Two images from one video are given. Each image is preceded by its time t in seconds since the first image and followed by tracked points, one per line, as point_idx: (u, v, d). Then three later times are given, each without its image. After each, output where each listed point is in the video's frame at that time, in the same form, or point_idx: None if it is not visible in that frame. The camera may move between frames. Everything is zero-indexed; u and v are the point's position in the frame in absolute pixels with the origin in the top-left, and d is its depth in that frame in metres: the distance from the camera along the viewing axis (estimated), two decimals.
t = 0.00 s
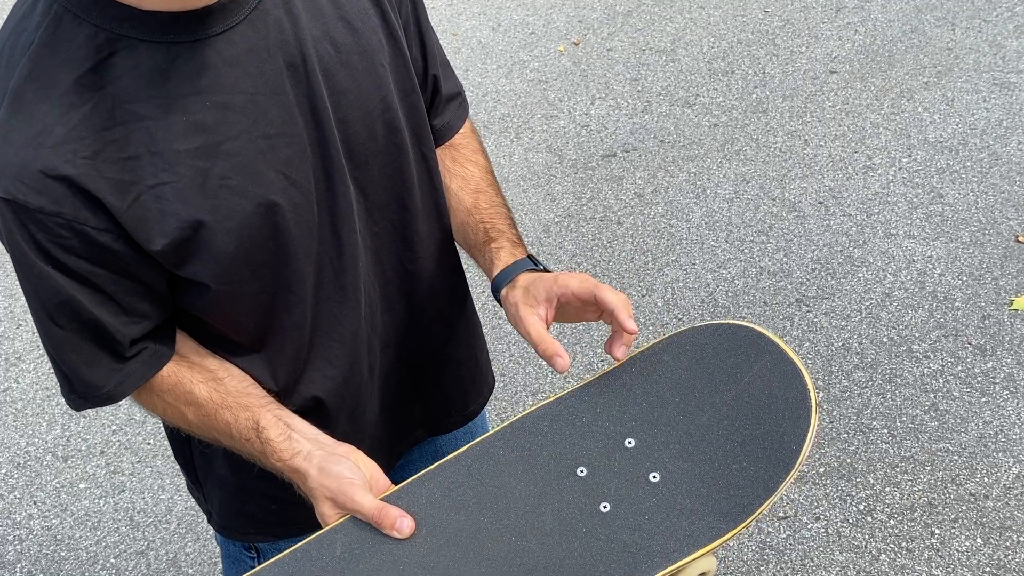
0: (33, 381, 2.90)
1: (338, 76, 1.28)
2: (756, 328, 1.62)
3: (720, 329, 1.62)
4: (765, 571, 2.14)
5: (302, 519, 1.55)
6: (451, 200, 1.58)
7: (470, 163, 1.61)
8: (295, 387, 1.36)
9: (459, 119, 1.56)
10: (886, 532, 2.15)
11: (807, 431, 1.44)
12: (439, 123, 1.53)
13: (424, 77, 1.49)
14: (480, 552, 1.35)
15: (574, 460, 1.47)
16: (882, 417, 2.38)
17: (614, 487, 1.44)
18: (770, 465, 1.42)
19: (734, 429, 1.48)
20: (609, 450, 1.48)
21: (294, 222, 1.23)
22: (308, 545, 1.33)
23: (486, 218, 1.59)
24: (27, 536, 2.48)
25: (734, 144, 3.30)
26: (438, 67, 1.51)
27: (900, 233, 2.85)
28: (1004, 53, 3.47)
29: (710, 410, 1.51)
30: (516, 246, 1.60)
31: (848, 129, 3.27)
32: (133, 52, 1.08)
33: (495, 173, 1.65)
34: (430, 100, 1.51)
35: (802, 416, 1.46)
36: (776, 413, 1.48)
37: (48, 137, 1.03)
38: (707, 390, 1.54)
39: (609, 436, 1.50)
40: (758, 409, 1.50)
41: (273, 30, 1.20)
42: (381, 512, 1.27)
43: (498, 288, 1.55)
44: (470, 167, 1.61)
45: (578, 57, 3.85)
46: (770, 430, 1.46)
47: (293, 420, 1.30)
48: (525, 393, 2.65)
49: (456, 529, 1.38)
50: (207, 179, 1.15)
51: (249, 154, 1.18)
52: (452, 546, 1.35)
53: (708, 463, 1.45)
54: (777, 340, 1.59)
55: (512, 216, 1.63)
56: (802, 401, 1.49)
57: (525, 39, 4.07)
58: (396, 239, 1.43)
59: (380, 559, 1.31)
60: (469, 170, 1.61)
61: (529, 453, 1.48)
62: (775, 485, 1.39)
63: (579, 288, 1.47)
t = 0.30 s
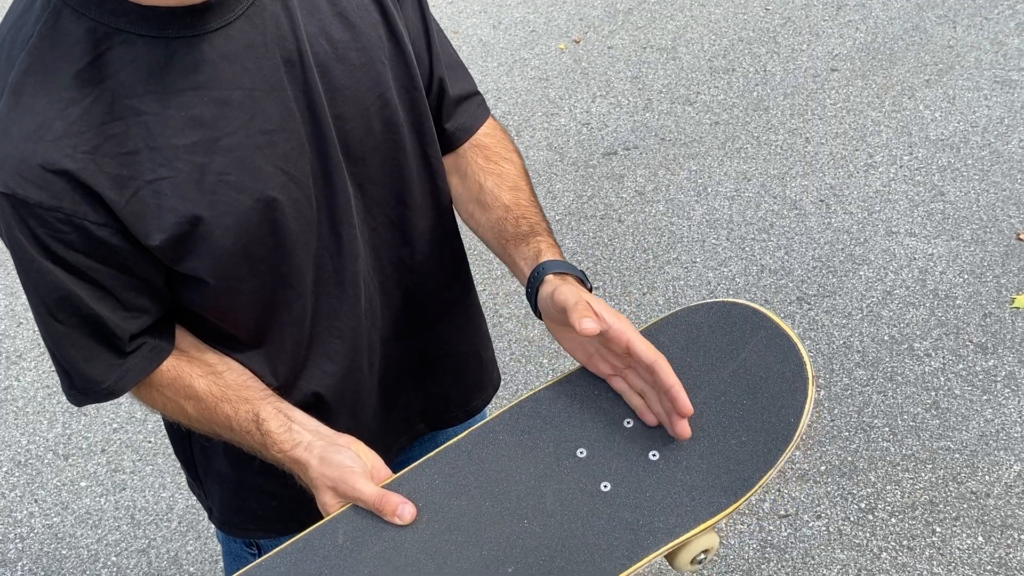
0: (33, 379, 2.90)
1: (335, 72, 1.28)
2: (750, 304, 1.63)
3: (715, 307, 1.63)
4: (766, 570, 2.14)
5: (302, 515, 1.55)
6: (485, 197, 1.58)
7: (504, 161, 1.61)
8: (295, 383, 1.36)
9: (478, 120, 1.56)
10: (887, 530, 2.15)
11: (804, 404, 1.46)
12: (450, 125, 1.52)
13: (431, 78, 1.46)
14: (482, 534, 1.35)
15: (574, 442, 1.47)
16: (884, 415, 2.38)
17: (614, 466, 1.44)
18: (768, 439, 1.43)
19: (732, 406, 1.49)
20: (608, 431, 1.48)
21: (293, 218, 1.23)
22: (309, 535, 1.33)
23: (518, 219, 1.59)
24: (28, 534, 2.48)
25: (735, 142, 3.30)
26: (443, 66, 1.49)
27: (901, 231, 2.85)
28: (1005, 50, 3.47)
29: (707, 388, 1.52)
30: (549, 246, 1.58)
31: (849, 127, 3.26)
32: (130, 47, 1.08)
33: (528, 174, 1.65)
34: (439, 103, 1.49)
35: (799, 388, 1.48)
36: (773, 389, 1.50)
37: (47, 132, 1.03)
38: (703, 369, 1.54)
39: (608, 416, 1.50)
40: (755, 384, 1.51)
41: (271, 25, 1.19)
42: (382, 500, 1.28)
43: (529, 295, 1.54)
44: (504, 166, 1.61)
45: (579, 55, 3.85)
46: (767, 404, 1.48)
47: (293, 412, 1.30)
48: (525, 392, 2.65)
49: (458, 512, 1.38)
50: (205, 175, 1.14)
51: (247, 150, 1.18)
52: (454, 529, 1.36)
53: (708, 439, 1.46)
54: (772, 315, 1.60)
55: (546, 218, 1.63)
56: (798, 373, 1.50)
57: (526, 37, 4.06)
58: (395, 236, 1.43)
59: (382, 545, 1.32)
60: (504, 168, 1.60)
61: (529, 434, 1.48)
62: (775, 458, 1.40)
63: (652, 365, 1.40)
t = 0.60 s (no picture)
0: (35, 378, 2.90)
1: (334, 72, 1.27)
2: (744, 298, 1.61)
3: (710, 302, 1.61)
4: (767, 570, 2.14)
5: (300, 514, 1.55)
6: (521, 161, 1.58)
7: (529, 127, 1.63)
8: (294, 383, 1.36)
9: (494, 96, 1.55)
10: (888, 529, 2.14)
11: (798, 397, 1.46)
12: (464, 107, 1.52)
13: (445, 63, 1.47)
14: (478, 530, 1.35)
15: (570, 438, 1.47)
16: (886, 414, 2.38)
17: (611, 461, 1.44)
18: (764, 432, 1.43)
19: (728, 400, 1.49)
20: (603, 427, 1.49)
21: (292, 219, 1.23)
22: (304, 534, 1.32)
23: (555, 177, 1.60)
24: (29, 533, 2.49)
25: (737, 141, 3.29)
26: (457, 52, 1.49)
27: (903, 230, 2.84)
28: (1007, 49, 3.46)
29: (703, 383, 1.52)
30: (593, 197, 1.59)
31: (851, 126, 3.26)
32: (126, 49, 1.08)
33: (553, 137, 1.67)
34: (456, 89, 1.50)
35: (794, 381, 1.48)
36: (767, 383, 1.49)
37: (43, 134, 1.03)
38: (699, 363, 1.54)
39: (604, 413, 1.50)
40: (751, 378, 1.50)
41: (269, 26, 1.19)
42: (377, 497, 1.27)
43: (584, 249, 1.54)
44: (530, 131, 1.62)
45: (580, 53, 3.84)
46: (762, 398, 1.48)
47: (289, 411, 1.29)
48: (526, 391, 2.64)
49: (454, 509, 1.37)
50: (203, 177, 1.14)
51: (244, 151, 1.18)
52: (451, 524, 1.35)
53: (703, 434, 1.46)
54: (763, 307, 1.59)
55: (581, 173, 1.64)
56: (792, 367, 1.50)
57: (527, 35, 4.06)
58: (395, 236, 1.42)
59: (378, 543, 1.31)
60: (530, 132, 1.62)
61: (525, 430, 1.48)
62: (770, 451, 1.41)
63: (724, 292, 1.43)
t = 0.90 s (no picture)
0: (37, 378, 2.90)
1: (339, 71, 1.27)
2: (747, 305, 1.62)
3: (713, 309, 1.62)
4: (771, 570, 2.13)
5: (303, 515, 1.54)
6: (543, 139, 1.60)
7: (544, 108, 1.65)
8: (298, 384, 1.35)
9: (503, 82, 1.57)
10: (893, 530, 2.14)
11: (803, 401, 1.46)
12: (474, 95, 1.53)
13: (455, 54, 1.47)
14: (483, 533, 1.35)
15: (574, 442, 1.47)
16: (889, 415, 2.37)
17: (615, 466, 1.44)
18: (769, 437, 1.43)
19: (732, 405, 1.49)
20: (608, 431, 1.48)
21: (297, 219, 1.22)
22: (307, 536, 1.32)
23: (578, 149, 1.61)
24: (32, 533, 2.48)
25: (740, 141, 3.29)
26: (466, 43, 1.50)
27: (906, 230, 2.84)
28: (1011, 48, 3.45)
29: (707, 388, 1.52)
30: (621, 163, 1.60)
31: (854, 126, 3.25)
32: (132, 49, 1.07)
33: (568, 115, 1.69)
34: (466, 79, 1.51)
35: (799, 386, 1.48)
36: (771, 390, 1.49)
37: (48, 135, 1.03)
38: (704, 368, 1.54)
39: (608, 416, 1.50)
40: (755, 383, 1.51)
41: (274, 26, 1.19)
42: (381, 500, 1.27)
43: (620, 215, 1.54)
44: (546, 111, 1.64)
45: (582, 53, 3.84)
46: (767, 403, 1.48)
47: (292, 413, 1.29)
48: (529, 392, 2.64)
49: (458, 512, 1.37)
50: (208, 177, 1.14)
51: (249, 151, 1.17)
52: (455, 528, 1.35)
53: (709, 438, 1.45)
54: (769, 314, 1.59)
55: (601, 144, 1.65)
56: (796, 373, 1.50)
57: (529, 35, 4.05)
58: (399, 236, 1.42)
59: (381, 547, 1.31)
60: (546, 113, 1.64)
61: (530, 434, 1.48)
62: (775, 455, 1.40)
63: (765, 248, 1.40)
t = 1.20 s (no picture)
0: (41, 378, 2.90)
1: (351, 73, 1.27)
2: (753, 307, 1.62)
3: (718, 312, 1.62)
4: (777, 571, 2.13)
5: (308, 517, 1.54)
6: (553, 136, 1.60)
7: (554, 105, 1.65)
8: (307, 385, 1.35)
9: (515, 81, 1.57)
10: (897, 531, 2.14)
11: (809, 404, 1.46)
12: (485, 94, 1.53)
13: (467, 54, 1.48)
14: (489, 536, 1.35)
15: (580, 444, 1.47)
16: (894, 415, 2.37)
17: (621, 468, 1.44)
18: (776, 439, 1.43)
19: (737, 408, 1.49)
20: (614, 433, 1.48)
21: (308, 220, 1.22)
22: (314, 539, 1.32)
23: (588, 147, 1.61)
24: (36, 533, 2.48)
25: (744, 141, 3.29)
26: (479, 43, 1.50)
27: (910, 231, 2.84)
28: (1015, 49, 3.45)
29: (712, 390, 1.52)
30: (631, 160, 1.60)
31: (858, 126, 3.25)
32: (145, 49, 1.07)
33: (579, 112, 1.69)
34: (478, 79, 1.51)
35: (805, 389, 1.48)
36: (776, 392, 1.49)
37: (61, 135, 1.03)
38: (710, 371, 1.55)
39: (615, 418, 1.50)
40: (761, 385, 1.51)
41: (287, 26, 1.19)
42: (387, 503, 1.27)
43: (629, 212, 1.54)
44: (556, 108, 1.64)
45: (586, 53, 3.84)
46: (772, 405, 1.48)
47: (299, 415, 1.29)
48: (533, 392, 2.64)
49: (464, 515, 1.37)
50: (220, 178, 1.14)
51: (261, 152, 1.17)
52: (462, 531, 1.35)
53: (715, 440, 1.45)
54: (773, 316, 1.58)
55: (611, 141, 1.65)
56: (802, 376, 1.50)
57: (533, 34, 4.05)
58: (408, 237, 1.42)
59: (388, 550, 1.31)
60: (556, 110, 1.64)
61: (535, 437, 1.48)
62: (781, 457, 1.40)
63: (770, 251, 1.39)
